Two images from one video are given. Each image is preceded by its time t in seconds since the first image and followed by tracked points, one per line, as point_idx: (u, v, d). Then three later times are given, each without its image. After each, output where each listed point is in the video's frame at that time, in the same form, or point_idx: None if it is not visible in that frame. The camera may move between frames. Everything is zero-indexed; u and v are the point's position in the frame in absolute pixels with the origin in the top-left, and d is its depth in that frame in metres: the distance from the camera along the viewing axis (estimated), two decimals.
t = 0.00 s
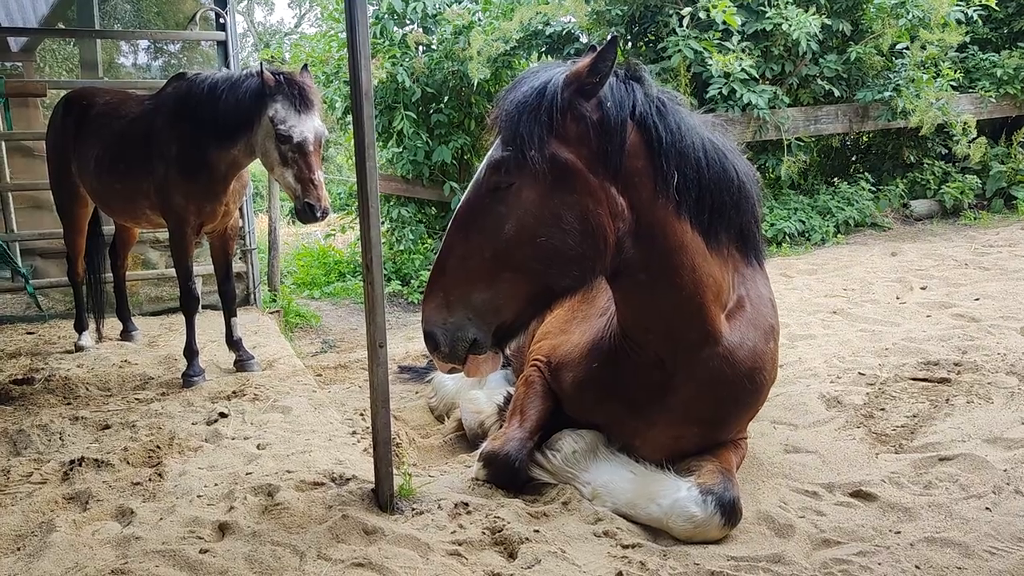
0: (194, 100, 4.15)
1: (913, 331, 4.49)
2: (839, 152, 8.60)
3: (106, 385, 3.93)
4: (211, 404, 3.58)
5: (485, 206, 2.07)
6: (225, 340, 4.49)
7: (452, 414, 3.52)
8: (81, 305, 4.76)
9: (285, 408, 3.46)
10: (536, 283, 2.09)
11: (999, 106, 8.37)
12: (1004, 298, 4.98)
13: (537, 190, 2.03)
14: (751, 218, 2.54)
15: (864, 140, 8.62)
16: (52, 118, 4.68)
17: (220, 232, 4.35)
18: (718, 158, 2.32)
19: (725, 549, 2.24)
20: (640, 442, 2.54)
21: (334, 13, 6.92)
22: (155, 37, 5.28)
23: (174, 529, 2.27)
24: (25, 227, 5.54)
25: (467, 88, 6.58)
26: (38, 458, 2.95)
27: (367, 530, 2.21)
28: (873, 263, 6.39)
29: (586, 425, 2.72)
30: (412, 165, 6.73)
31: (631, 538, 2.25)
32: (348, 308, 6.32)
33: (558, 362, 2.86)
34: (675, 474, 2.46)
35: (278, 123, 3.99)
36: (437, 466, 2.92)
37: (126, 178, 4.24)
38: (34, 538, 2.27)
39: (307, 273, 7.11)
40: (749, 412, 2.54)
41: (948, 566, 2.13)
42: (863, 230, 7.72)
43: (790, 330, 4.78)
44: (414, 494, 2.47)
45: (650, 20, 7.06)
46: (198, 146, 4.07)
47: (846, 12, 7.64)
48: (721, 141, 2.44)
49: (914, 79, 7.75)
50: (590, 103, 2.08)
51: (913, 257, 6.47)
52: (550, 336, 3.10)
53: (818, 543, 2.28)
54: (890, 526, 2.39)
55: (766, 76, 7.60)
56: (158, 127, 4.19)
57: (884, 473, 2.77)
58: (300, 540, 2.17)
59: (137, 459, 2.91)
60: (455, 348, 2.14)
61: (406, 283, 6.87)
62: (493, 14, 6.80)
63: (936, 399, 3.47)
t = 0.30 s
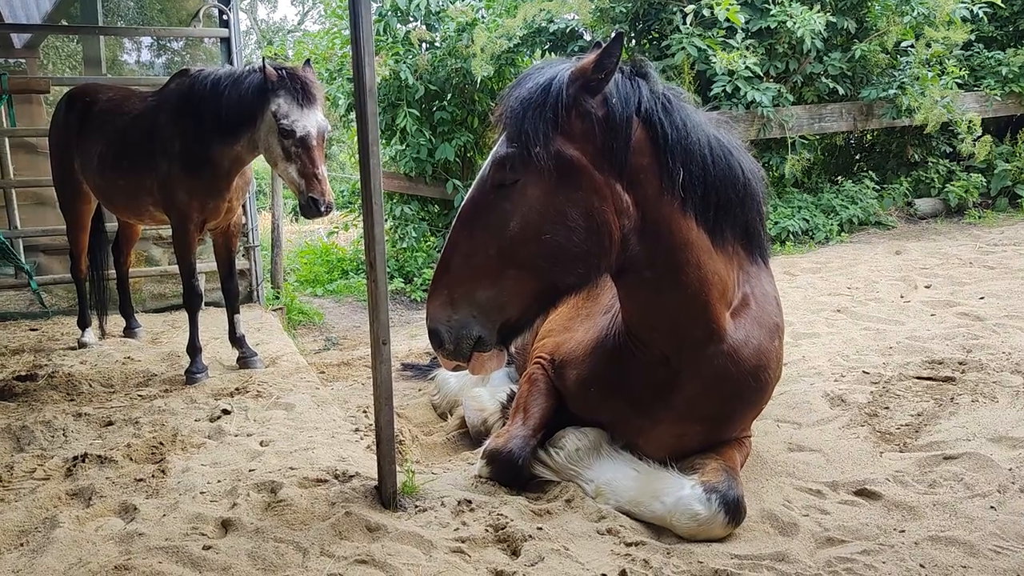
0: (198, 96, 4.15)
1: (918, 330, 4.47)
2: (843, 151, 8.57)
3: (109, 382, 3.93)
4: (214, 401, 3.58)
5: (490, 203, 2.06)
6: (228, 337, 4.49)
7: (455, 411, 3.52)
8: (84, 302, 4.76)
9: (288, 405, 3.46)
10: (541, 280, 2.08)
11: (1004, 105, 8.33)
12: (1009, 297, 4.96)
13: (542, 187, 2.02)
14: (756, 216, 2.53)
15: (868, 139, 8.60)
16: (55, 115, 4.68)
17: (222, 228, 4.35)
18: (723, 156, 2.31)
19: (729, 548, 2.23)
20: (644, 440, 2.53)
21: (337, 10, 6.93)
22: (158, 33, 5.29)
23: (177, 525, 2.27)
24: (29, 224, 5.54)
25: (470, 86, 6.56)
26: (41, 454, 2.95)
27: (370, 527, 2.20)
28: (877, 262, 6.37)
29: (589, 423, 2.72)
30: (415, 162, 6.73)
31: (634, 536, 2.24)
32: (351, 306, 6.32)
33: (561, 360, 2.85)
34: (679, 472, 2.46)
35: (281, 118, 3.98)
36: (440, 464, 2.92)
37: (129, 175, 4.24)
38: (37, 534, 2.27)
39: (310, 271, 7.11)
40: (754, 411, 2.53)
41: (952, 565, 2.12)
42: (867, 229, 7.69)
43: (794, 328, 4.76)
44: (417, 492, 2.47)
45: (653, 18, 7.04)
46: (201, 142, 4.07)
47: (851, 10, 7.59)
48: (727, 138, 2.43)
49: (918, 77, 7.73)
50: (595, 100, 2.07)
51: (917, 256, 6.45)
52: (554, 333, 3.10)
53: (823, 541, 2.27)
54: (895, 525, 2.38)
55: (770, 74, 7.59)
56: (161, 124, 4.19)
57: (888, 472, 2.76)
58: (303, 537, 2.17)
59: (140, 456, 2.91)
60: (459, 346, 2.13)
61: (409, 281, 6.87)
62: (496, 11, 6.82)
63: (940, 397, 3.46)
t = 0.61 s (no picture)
0: (202, 93, 4.15)
1: (922, 328, 4.46)
2: (847, 148, 8.55)
3: (113, 379, 3.94)
4: (218, 398, 3.58)
5: (493, 201, 2.06)
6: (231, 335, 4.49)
7: (459, 409, 3.51)
8: (88, 299, 4.76)
9: (292, 403, 3.46)
10: (546, 277, 2.07)
11: (1009, 102, 8.29)
12: (1015, 295, 4.94)
13: (546, 184, 2.01)
14: (762, 214, 2.52)
15: (872, 136, 8.57)
16: (58, 111, 4.68)
17: (226, 226, 4.34)
18: (729, 153, 2.30)
19: (734, 546, 2.22)
20: (649, 438, 2.52)
21: (340, 7, 6.93)
22: (161, 30, 5.28)
23: (182, 522, 2.27)
24: (33, 221, 5.55)
25: (473, 83, 6.55)
26: (46, 450, 2.95)
27: (375, 524, 2.20)
28: (881, 259, 6.35)
29: (594, 421, 2.71)
30: (418, 160, 6.72)
31: (638, 533, 2.24)
32: (354, 303, 6.32)
33: (566, 357, 2.84)
34: (684, 470, 2.45)
35: (285, 114, 3.98)
36: (444, 461, 2.91)
37: (133, 172, 4.24)
38: (42, 530, 2.27)
39: (314, 269, 7.10)
40: (759, 409, 2.52)
41: (958, 563, 2.11)
42: (871, 227, 7.67)
43: (798, 326, 4.75)
44: (421, 489, 2.46)
45: (657, 15, 7.01)
46: (205, 139, 4.07)
47: (856, 7, 7.54)
48: (732, 135, 2.42)
49: (923, 74, 7.68)
50: (599, 96, 2.06)
51: (922, 254, 6.42)
52: (558, 331, 3.09)
53: (828, 539, 2.26)
54: (900, 523, 2.37)
55: (774, 71, 7.56)
56: (164, 121, 4.19)
57: (894, 470, 2.75)
58: (307, 534, 2.16)
59: (144, 452, 2.91)
60: (464, 344, 2.12)
61: (412, 278, 6.87)
62: (499, 8, 6.80)
63: (945, 395, 3.45)
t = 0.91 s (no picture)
0: (203, 91, 4.15)
1: (924, 326, 4.45)
2: (850, 146, 8.53)
3: (114, 377, 3.94)
4: (219, 397, 3.58)
5: (490, 200, 2.06)
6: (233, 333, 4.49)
7: (460, 408, 3.52)
8: (89, 298, 4.77)
9: (293, 401, 3.46)
10: (544, 276, 2.07)
11: (1012, 100, 8.27)
12: (1017, 293, 4.92)
13: (542, 183, 2.01)
14: (763, 212, 2.51)
15: (875, 134, 8.56)
16: (60, 110, 4.69)
17: (227, 224, 4.34)
18: (729, 151, 2.29)
19: (735, 545, 2.22)
20: (651, 437, 2.52)
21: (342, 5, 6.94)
22: (162, 29, 5.28)
23: (182, 521, 2.27)
24: (35, 220, 5.56)
25: (474, 81, 6.54)
26: (47, 449, 2.96)
27: (375, 522, 2.20)
28: (883, 257, 6.34)
29: (595, 420, 2.71)
30: (420, 158, 6.73)
31: (639, 532, 2.23)
32: (356, 301, 6.32)
33: (567, 356, 2.84)
34: (685, 468, 2.45)
35: (286, 111, 3.98)
36: (445, 460, 2.92)
37: (134, 171, 4.24)
38: (43, 529, 2.28)
39: (315, 267, 7.10)
40: (761, 407, 2.51)
41: (960, 562, 2.10)
42: (874, 224, 7.65)
43: (800, 325, 4.75)
44: (421, 488, 2.46)
45: (659, 13, 6.99)
46: (206, 138, 4.07)
47: (858, 4, 7.53)
48: (734, 133, 2.41)
49: (926, 72, 7.68)
50: (594, 95, 2.06)
51: (924, 252, 6.41)
52: (559, 329, 3.09)
53: (829, 538, 2.26)
54: (902, 522, 2.36)
55: (776, 69, 7.54)
56: (165, 119, 4.19)
57: (895, 468, 2.74)
58: (308, 533, 2.16)
59: (145, 451, 2.92)
60: (464, 342, 2.12)
61: (414, 277, 6.87)
62: (501, 7, 6.79)
63: (947, 393, 3.44)
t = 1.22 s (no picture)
0: (207, 91, 4.15)
1: (928, 324, 4.44)
2: (853, 143, 8.51)
3: (118, 376, 3.96)
4: (222, 396, 3.59)
5: (486, 198, 2.07)
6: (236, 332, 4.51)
7: (462, 406, 3.52)
8: (93, 297, 4.78)
9: (295, 400, 3.47)
10: (540, 272, 2.07)
11: (1016, 96, 8.24)
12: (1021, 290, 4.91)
13: (535, 181, 2.02)
14: (765, 208, 2.50)
15: (879, 131, 8.53)
16: (63, 109, 4.70)
17: (230, 223, 4.36)
18: (726, 147, 2.28)
19: (737, 543, 2.22)
20: (653, 434, 2.52)
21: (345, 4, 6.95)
22: (166, 28, 5.29)
23: (185, 520, 2.28)
24: (39, 219, 5.57)
25: (477, 80, 6.54)
26: (51, 448, 2.97)
27: (377, 521, 2.20)
28: (887, 255, 6.33)
29: (597, 418, 2.71)
30: (423, 156, 6.72)
31: (641, 531, 2.23)
32: (359, 300, 6.33)
33: (569, 354, 2.84)
34: (688, 467, 2.45)
35: (290, 110, 3.98)
36: (447, 458, 2.92)
37: (137, 170, 4.25)
38: (46, 528, 2.29)
39: (319, 266, 7.11)
40: (764, 405, 2.51)
41: (963, 561, 2.10)
42: (877, 222, 7.64)
43: (803, 322, 4.74)
44: (424, 487, 2.47)
45: (661, 10, 6.97)
46: (209, 137, 4.07)
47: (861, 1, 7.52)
48: (733, 130, 2.40)
49: (929, 68, 7.67)
50: (587, 93, 2.06)
51: (928, 249, 6.39)
52: (561, 328, 3.09)
53: (832, 537, 2.26)
54: (904, 520, 2.36)
55: (779, 66, 7.53)
56: (169, 119, 4.20)
57: (898, 467, 2.74)
58: (310, 531, 2.17)
59: (148, 450, 2.93)
60: (463, 336, 2.13)
61: (417, 275, 6.87)
62: (503, 5, 6.78)
63: (951, 391, 3.44)
